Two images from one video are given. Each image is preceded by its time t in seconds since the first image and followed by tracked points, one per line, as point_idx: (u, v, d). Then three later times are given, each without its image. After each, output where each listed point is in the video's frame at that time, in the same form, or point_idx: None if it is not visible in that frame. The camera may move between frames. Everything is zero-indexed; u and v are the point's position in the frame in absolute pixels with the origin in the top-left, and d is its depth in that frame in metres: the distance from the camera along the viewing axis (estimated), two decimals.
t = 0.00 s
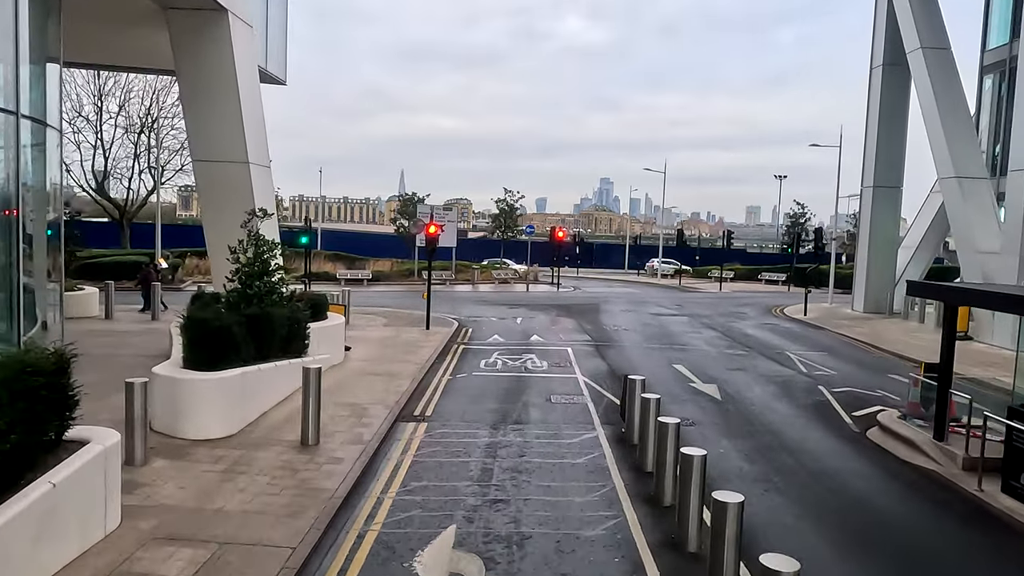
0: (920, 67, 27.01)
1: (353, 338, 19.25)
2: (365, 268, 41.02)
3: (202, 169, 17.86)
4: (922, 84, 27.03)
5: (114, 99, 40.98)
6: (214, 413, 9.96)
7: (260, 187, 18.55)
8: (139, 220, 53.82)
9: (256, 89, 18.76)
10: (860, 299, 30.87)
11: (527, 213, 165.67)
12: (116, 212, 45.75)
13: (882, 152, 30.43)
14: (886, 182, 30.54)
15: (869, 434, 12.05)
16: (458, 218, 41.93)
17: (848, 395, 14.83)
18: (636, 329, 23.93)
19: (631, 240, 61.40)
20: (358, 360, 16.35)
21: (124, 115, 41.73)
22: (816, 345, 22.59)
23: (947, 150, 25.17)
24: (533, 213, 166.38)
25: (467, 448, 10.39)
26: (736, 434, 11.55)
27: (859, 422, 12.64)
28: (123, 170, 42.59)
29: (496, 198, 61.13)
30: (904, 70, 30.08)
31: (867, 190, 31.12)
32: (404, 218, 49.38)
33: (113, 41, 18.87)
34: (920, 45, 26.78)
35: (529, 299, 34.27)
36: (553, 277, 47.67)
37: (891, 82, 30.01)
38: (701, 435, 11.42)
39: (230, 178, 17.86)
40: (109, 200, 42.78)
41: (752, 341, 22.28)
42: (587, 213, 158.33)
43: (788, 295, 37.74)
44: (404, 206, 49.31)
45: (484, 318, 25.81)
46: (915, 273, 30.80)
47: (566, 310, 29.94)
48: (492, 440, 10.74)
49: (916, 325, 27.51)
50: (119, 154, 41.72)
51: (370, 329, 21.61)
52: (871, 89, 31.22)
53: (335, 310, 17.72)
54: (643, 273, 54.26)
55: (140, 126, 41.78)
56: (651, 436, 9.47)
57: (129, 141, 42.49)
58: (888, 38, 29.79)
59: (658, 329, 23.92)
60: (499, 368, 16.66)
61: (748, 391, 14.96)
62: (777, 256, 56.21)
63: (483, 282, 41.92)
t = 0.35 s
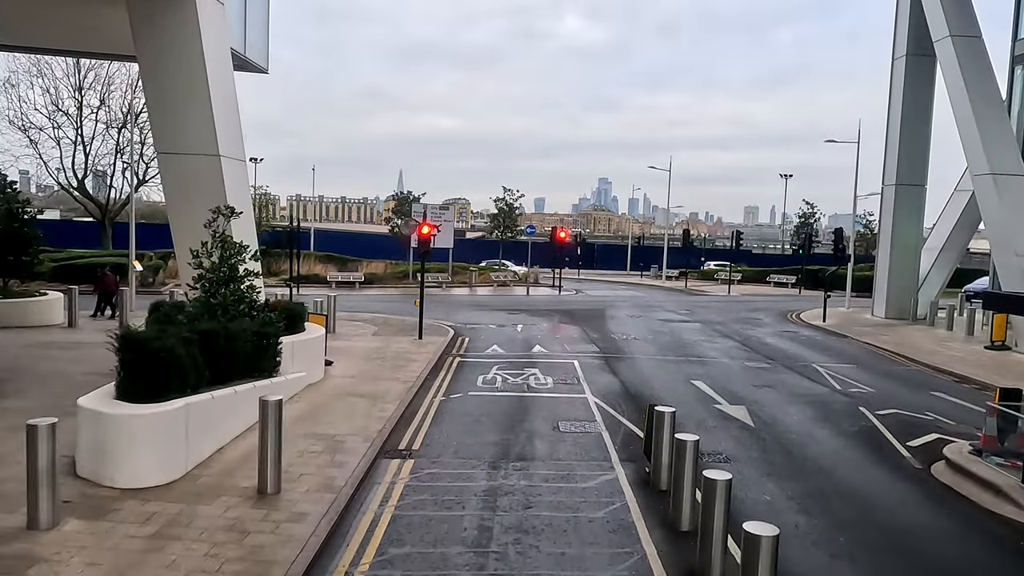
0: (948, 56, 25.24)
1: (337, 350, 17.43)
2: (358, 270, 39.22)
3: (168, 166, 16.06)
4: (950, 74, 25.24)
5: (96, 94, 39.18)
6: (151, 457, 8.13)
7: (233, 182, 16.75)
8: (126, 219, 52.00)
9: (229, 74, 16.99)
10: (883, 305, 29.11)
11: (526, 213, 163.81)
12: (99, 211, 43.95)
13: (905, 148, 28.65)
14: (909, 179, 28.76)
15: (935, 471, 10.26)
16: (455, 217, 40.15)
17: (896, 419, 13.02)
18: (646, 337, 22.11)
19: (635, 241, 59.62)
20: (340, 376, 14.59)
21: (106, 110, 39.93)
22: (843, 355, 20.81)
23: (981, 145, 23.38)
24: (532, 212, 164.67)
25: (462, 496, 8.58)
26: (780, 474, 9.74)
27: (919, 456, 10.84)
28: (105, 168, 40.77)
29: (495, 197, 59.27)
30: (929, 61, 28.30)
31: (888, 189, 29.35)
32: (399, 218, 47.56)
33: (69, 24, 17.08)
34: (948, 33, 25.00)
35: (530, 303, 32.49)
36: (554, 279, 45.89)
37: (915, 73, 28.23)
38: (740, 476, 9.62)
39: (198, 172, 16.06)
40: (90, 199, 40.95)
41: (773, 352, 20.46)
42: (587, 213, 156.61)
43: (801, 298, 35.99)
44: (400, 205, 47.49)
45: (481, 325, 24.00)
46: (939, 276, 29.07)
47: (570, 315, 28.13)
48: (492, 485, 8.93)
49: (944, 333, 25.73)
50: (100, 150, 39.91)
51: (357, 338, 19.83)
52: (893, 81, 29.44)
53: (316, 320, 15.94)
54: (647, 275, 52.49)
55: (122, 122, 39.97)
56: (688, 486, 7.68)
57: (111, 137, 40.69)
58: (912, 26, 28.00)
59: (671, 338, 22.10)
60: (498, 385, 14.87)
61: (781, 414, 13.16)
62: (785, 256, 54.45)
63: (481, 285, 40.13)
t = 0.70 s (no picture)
0: (978, 45, 23.58)
1: (317, 366, 15.75)
2: (350, 273, 37.56)
3: (128, 167, 14.42)
4: (980, 65, 23.57)
5: (75, 90, 37.43)
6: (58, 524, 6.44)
7: (201, 181, 15.01)
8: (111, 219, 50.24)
9: (195, 61, 15.32)
10: (904, 311, 27.44)
11: (525, 213, 162.18)
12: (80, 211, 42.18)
13: (928, 144, 26.97)
14: (932, 178, 27.08)
15: (1018, 522, 8.61)
16: (451, 217, 38.46)
17: (953, 452, 11.37)
18: (656, 348, 20.36)
19: (636, 242, 58.03)
20: (318, 399, 12.87)
21: (86, 106, 38.16)
22: (871, 369, 19.14)
23: (1016, 140, 21.72)
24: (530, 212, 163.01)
25: (451, 567, 6.92)
26: (836, 531, 8.09)
27: (993, 503, 9.19)
28: (85, 166, 39.00)
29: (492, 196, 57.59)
30: (955, 52, 26.63)
31: (910, 188, 27.70)
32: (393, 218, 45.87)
33: (20, 7, 15.39)
34: (979, 21, 23.33)
35: (529, 308, 30.80)
36: (554, 281, 44.22)
37: (939, 65, 26.58)
38: (789, 534, 7.95)
39: (158, 169, 14.32)
40: (70, 198, 39.18)
41: (796, 365, 18.78)
42: (586, 213, 154.98)
43: (814, 303, 34.34)
44: (394, 205, 45.81)
45: (478, 334, 22.29)
46: (963, 281, 27.42)
47: (572, 322, 26.49)
48: (489, 550, 7.27)
49: (973, 342, 24.09)
50: (80, 148, 38.17)
51: (342, 351, 18.12)
52: (915, 74, 27.77)
53: (292, 334, 14.22)
54: (650, 277, 50.85)
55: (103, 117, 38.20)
56: (738, 565, 6.02)
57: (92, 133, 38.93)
58: (937, 15, 26.33)
59: (683, 349, 20.37)
60: (497, 408, 13.16)
61: (821, 444, 11.50)
62: (792, 258, 52.83)
63: (479, 288, 38.45)
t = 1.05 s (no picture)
0: (1009, 31, 21.98)
1: (293, 382, 14.10)
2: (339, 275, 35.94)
3: (78, 160, 12.87)
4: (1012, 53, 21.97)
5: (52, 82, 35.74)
6: None
7: (162, 176, 13.40)
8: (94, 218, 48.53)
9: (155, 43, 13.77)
10: (927, 316, 25.83)
11: (523, 212, 160.58)
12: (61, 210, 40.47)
13: (952, 139, 25.35)
14: (957, 174, 25.47)
15: None
16: (446, 217, 36.83)
17: None
18: (665, 358, 18.73)
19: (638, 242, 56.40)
20: (287, 422, 11.21)
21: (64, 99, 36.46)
22: (903, 381, 17.51)
23: None
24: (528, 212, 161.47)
25: None
26: None
27: None
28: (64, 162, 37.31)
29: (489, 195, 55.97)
30: (981, 40, 25.03)
31: (933, 185, 26.10)
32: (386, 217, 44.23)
33: None
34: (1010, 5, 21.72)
35: (528, 312, 29.19)
36: (554, 283, 42.63)
37: (964, 53, 24.98)
38: None
39: (111, 162, 12.74)
40: (48, 196, 37.48)
41: (821, 378, 17.15)
42: (584, 213, 153.38)
43: (826, 307, 32.77)
44: (387, 204, 44.19)
45: (473, 342, 20.65)
46: (989, 284, 25.75)
47: (575, 327, 24.86)
48: None
49: (1003, 350, 22.46)
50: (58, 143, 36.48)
51: (323, 363, 16.47)
52: (937, 64, 26.18)
53: (261, 346, 12.55)
54: (652, 279, 49.25)
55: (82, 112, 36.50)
56: None
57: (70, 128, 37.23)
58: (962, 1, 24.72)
59: (696, 359, 18.71)
60: (493, 432, 11.52)
61: (870, 479, 9.87)
62: (799, 259, 51.22)
63: (475, 290, 36.83)
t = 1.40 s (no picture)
0: None
1: (263, 401, 12.55)
2: (329, 277, 34.40)
3: (14, 151, 11.31)
4: None
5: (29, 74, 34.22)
6: None
7: (113, 167, 11.84)
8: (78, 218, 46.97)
9: (102, 17, 12.22)
10: (949, 321, 24.35)
11: (521, 212, 159.18)
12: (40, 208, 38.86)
13: (977, 131, 23.89)
14: (981, 170, 24.00)
15: None
16: (440, 216, 35.30)
17: None
18: (674, 369, 17.21)
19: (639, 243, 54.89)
20: (246, 452, 9.67)
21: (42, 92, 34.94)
22: (935, 395, 16.01)
23: None
24: (525, 212, 159.88)
25: None
26: None
27: None
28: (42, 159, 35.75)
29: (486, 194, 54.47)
30: (1007, 28, 23.57)
31: (955, 182, 24.64)
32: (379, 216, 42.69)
33: None
34: None
35: (526, 317, 27.69)
36: (552, 285, 41.14)
37: (989, 41, 23.53)
38: None
39: (51, 151, 11.17)
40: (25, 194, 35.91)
41: (847, 392, 15.63)
42: (582, 213, 151.95)
43: (838, 311, 31.30)
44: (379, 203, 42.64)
45: (467, 351, 19.11)
46: (1016, 287, 24.25)
47: (576, 332, 23.34)
48: None
49: None
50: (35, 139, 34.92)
51: (300, 376, 14.93)
52: (960, 54, 24.75)
53: (222, 361, 11.02)
54: (654, 280, 47.75)
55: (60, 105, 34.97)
56: None
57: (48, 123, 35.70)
58: None
59: (708, 370, 17.20)
60: (486, 462, 9.99)
61: (930, 524, 8.37)
62: (805, 259, 49.76)
63: (470, 293, 35.32)
